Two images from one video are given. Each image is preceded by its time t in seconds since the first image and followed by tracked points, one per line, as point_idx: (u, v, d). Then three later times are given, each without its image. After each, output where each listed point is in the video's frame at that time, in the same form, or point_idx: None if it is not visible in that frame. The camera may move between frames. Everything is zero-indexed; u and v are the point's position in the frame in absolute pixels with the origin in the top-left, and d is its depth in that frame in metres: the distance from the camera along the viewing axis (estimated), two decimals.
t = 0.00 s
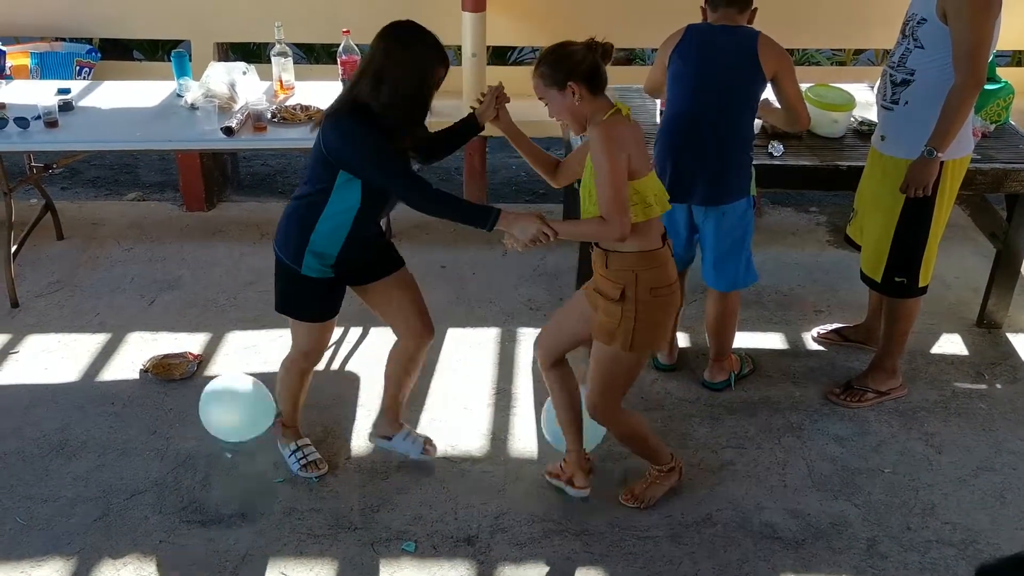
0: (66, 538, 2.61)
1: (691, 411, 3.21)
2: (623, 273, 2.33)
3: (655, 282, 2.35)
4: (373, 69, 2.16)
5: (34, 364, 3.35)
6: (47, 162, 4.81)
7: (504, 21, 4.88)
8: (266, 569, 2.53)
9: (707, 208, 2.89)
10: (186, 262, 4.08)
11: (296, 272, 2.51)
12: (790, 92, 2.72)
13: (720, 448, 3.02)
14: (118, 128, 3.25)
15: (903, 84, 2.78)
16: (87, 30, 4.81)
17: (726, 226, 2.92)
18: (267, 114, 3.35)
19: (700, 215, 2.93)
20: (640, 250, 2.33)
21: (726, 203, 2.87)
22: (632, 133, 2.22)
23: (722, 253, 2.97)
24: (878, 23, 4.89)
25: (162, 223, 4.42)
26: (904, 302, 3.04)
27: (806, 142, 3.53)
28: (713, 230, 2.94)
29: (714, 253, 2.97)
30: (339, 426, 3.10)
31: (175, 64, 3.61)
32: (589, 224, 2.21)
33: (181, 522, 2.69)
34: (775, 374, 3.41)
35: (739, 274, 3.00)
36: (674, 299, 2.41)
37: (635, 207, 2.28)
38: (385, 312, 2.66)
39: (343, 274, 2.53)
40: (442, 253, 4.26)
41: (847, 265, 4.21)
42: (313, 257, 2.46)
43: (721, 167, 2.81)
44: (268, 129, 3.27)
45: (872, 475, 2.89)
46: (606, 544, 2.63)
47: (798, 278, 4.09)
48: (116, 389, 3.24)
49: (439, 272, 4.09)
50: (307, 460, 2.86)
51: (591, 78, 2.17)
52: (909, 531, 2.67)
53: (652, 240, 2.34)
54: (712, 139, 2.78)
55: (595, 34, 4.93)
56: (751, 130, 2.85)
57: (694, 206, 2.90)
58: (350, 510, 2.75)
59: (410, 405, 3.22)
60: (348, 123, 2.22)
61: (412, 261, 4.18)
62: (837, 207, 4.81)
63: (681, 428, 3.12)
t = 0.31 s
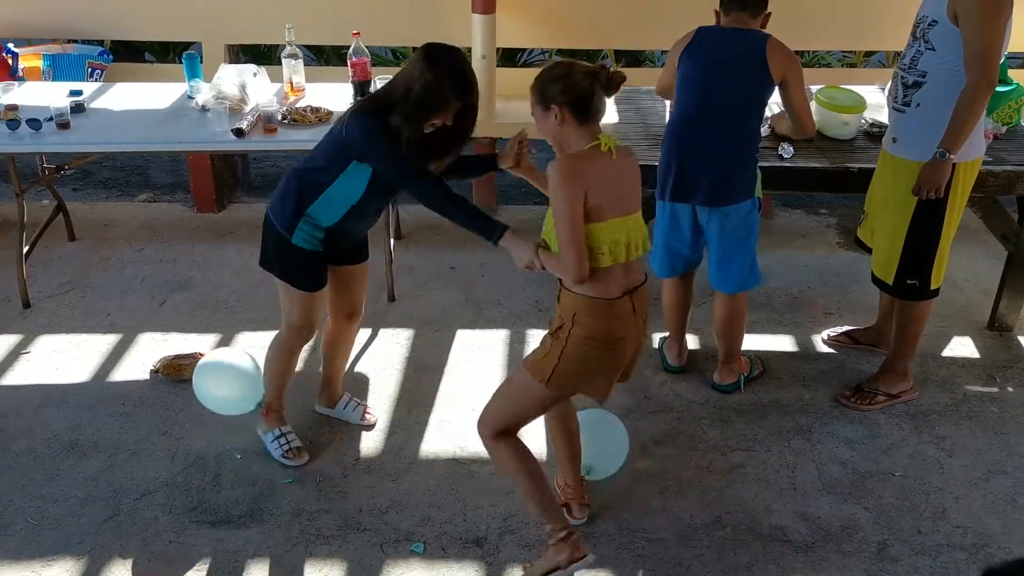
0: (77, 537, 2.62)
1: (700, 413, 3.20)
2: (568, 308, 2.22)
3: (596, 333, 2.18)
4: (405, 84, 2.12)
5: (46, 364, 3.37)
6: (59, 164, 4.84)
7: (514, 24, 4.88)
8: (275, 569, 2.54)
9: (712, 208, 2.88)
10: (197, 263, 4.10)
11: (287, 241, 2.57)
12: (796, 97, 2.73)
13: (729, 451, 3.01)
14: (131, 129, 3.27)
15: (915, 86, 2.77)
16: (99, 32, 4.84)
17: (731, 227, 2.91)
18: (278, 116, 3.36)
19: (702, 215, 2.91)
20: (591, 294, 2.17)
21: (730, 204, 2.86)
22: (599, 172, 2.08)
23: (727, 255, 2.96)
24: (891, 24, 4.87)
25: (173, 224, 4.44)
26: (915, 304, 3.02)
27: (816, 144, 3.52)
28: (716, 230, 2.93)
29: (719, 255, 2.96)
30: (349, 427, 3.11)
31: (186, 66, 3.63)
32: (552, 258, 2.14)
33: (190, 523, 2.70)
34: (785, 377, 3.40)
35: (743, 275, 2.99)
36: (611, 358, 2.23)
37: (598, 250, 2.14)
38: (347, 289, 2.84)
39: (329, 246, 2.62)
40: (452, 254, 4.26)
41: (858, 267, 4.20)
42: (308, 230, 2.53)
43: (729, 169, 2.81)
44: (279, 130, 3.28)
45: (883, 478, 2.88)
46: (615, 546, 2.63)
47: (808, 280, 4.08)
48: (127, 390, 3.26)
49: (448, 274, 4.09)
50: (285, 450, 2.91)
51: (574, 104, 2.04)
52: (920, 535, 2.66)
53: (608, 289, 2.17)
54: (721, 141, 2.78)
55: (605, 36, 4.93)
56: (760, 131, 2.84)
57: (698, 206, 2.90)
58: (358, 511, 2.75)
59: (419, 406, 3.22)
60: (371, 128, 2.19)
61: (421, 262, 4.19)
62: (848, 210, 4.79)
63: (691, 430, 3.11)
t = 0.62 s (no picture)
0: (87, 538, 2.63)
1: (709, 415, 3.19)
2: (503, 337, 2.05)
3: (518, 366, 2.00)
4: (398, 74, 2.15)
5: (56, 365, 3.38)
6: (70, 165, 4.86)
7: (523, 25, 4.89)
8: (284, 570, 2.54)
9: (721, 207, 2.87)
10: (206, 264, 4.11)
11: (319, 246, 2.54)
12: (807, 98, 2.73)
13: (738, 453, 3.01)
14: (141, 130, 3.28)
15: (924, 87, 2.77)
16: (110, 34, 4.86)
17: (740, 227, 2.90)
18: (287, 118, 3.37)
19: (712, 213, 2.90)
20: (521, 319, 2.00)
21: (739, 203, 2.86)
22: (518, 186, 1.88)
23: (736, 255, 2.95)
24: (901, 25, 4.86)
25: (183, 225, 4.46)
26: (925, 305, 3.01)
27: (825, 146, 3.52)
28: (725, 230, 2.92)
29: (728, 255, 2.95)
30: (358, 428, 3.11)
31: (197, 68, 3.63)
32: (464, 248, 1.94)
33: (199, 523, 2.70)
34: (794, 379, 3.39)
35: (752, 274, 2.98)
36: (545, 394, 2.02)
37: (501, 258, 1.96)
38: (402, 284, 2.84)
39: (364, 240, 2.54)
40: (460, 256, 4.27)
41: (868, 269, 4.19)
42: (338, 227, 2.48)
43: (739, 169, 2.81)
44: (289, 132, 3.29)
45: (894, 481, 2.87)
46: (623, 549, 2.62)
47: (817, 282, 4.07)
48: (137, 390, 3.27)
49: (457, 275, 4.09)
50: (406, 454, 2.92)
51: (537, 110, 1.88)
52: (930, 538, 2.65)
53: (536, 315, 1.99)
54: (730, 142, 2.78)
55: (614, 38, 4.94)
56: (769, 133, 2.83)
57: (708, 205, 2.89)
58: (367, 512, 2.76)
59: (428, 408, 3.22)
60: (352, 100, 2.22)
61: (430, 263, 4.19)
62: (858, 212, 4.78)
63: (700, 432, 3.11)
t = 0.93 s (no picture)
0: (91, 538, 2.64)
1: (711, 417, 3.20)
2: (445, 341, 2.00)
3: (442, 372, 1.94)
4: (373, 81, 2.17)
5: (61, 366, 3.40)
6: (74, 167, 4.87)
7: (526, 27, 4.91)
8: (288, 570, 2.56)
9: (725, 207, 2.88)
10: (210, 265, 4.13)
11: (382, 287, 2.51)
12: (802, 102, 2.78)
13: (740, 454, 3.02)
14: (146, 132, 3.30)
15: (924, 89, 2.78)
16: (115, 35, 4.87)
17: (743, 228, 2.91)
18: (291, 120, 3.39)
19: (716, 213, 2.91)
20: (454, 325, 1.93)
21: (742, 203, 2.87)
22: (437, 201, 1.80)
23: (739, 255, 2.96)
24: (901, 27, 4.87)
25: (186, 227, 4.47)
26: (926, 306, 3.02)
27: (827, 148, 3.53)
28: (729, 230, 2.92)
29: (731, 256, 2.96)
30: (361, 429, 3.12)
31: (201, 71, 3.65)
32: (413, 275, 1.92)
33: (203, 523, 2.72)
34: (796, 380, 3.40)
35: (756, 275, 2.99)
36: (461, 405, 1.94)
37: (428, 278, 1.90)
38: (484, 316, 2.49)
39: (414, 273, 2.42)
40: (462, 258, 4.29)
41: (869, 270, 4.19)
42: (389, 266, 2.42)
43: (740, 171, 2.81)
44: (292, 134, 3.30)
45: (895, 482, 2.88)
46: (625, 550, 2.63)
47: (819, 283, 4.08)
48: (141, 391, 3.28)
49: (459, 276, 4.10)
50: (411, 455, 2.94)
51: (472, 119, 1.80)
52: (931, 538, 2.66)
53: (467, 323, 1.91)
54: (730, 144, 2.79)
55: (616, 39, 4.95)
56: (769, 135, 2.83)
57: (711, 205, 2.90)
58: (370, 512, 2.77)
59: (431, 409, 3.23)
60: (347, 116, 2.24)
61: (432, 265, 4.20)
62: (860, 213, 4.79)
63: (702, 433, 3.12)
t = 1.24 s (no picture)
0: (93, 540, 2.65)
1: (712, 418, 3.21)
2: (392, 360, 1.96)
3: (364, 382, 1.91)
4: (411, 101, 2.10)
5: (63, 367, 3.41)
6: (76, 170, 4.88)
7: (526, 29, 4.92)
8: (290, 571, 2.57)
9: (725, 207, 2.89)
10: (212, 267, 4.13)
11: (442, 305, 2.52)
12: (807, 101, 2.76)
13: (740, 454, 3.03)
14: (147, 135, 3.31)
15: (923, 91, 2.79)
16: (116, 38, 4.89)
17: (744, 228, 2.92)
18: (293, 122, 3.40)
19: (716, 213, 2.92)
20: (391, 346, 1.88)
21: (742, 203, 2.88)
22: (388, 226, 1.76)
23: (740, 255, 2.97)
24: (901, 29, 4.89)
25: (188, 229, 4.48)
26: (926, 307, 3.03)
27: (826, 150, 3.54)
28: (729, 229, 2.93)
29: (731, 255, 2.97)
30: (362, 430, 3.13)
31: (202, 73, 3.66)
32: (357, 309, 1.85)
33: (205, 525, 2.72)
34: (796, 381, 3.41)
35: (756, 274, 3.00)
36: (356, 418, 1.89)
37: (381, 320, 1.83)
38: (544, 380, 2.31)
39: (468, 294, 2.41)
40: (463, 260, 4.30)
41: (869, 271, 4.20)
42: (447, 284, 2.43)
43: (739, 170, 2.82)
44: (294, 136, 3.32)
45: (894, 482, 2.89)
46: (625, 551, 2.64)
47: (819, 285, 4.09)
48: (143, 393, 3.29)
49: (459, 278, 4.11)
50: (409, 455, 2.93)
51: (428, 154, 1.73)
52: (930, 538, 2.67)
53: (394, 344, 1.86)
54: (730, 144, 2.80)
55: (616, 41, 4.97)
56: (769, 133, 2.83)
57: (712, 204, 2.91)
58: (371, 514, 2.78)
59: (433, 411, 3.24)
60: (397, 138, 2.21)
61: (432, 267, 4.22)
62: (860, 215, 4.80)
63: (703, 434, 3.12)
